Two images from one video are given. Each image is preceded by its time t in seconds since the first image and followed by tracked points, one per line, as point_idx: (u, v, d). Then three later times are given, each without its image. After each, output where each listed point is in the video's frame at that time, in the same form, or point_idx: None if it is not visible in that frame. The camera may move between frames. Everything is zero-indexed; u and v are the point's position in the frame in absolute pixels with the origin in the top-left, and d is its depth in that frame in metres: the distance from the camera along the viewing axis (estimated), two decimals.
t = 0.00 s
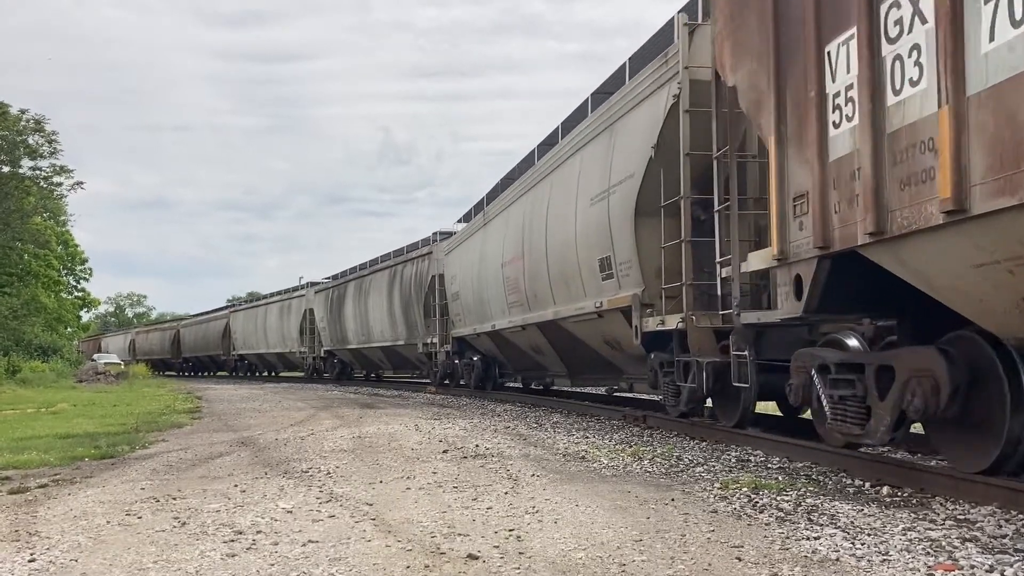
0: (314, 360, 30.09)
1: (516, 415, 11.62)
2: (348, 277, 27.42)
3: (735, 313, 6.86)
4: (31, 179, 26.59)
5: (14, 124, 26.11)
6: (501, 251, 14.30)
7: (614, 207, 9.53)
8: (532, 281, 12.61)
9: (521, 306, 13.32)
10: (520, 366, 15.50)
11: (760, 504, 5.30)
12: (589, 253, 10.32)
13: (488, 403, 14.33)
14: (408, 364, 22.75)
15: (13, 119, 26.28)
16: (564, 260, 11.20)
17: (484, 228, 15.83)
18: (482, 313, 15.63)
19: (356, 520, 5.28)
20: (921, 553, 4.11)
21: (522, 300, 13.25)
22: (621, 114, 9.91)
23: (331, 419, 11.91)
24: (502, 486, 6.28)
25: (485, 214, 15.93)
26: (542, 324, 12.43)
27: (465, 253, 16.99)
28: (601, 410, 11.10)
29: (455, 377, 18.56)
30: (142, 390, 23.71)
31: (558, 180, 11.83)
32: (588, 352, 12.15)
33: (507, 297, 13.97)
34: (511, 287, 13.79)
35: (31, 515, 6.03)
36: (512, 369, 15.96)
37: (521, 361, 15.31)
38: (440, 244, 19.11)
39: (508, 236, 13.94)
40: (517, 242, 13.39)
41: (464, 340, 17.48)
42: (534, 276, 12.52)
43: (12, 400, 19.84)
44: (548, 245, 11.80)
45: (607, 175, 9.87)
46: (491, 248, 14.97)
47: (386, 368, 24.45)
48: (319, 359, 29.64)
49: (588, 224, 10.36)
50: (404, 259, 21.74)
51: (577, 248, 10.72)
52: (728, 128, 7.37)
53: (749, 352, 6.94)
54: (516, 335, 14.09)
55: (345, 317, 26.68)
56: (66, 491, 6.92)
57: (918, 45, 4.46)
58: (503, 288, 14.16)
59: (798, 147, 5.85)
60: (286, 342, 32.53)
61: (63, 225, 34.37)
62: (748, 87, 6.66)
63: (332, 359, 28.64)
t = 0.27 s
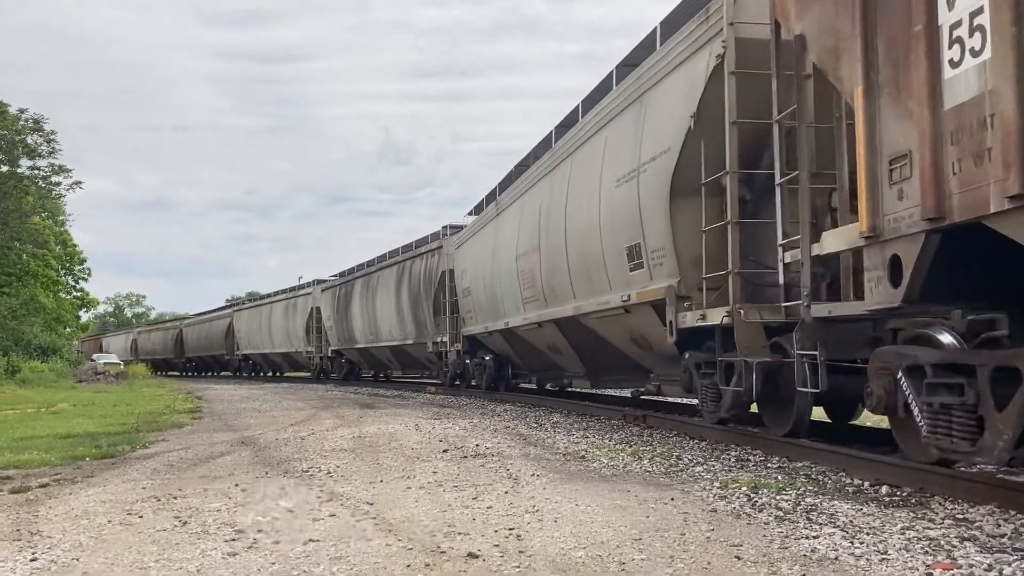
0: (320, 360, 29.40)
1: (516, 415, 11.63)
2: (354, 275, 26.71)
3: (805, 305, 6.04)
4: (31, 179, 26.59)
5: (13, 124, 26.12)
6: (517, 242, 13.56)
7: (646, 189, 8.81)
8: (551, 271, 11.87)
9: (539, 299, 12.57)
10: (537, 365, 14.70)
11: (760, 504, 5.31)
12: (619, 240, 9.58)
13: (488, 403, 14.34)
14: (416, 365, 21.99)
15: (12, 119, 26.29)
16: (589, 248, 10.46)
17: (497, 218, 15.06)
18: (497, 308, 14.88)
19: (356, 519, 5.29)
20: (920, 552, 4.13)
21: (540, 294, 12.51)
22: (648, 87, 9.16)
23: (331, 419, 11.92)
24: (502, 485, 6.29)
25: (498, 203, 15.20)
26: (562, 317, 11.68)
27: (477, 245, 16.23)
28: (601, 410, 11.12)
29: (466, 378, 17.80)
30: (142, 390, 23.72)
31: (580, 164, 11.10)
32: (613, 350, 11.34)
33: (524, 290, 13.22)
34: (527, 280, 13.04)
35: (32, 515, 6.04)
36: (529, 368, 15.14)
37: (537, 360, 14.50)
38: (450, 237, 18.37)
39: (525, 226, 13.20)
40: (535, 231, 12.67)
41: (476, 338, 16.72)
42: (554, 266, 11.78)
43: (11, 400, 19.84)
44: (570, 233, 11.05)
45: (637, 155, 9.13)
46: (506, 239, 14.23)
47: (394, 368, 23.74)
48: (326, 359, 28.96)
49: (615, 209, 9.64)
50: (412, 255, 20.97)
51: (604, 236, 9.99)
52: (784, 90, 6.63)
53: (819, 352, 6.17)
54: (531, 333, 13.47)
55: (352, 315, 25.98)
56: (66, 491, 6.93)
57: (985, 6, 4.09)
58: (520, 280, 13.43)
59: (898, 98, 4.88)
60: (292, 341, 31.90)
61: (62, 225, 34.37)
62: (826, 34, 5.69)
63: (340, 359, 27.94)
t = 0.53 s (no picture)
0: (327, 361, 28.62)
1: (516, 416, 11.62)
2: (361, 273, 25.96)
3: (902, 293, 4.96)
4: (31, 179, 26.58)
5: (14, 124, 26.11)
6: (534, 233, 12.62)
7: (679, 170, 7.77)
8: (571, 264, 10.94)
9: (558, 294, 11.63)
10: (553, 365, 13.89)
11: (760, 505, 5.29)
12: (647, 229, 8.57)
13: (488, 403, 14.34)
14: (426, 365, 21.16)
15: (13, 119, 26.28)
16: (613, 238, 9.47)
17: (512, 208, 14.14)
18: (512, 304, 14.00)
19: (356, 520, 5.28)
20: (922, 553, 4.11)
21: (559, 289, 11.57)
22: (682, 52, 8.08)
23: (331, 419, 11.91)
24: (502, 486, 6.28)
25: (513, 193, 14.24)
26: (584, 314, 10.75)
27: (491, 238, 15.33)
28: (601, 410, 11.12)
29: (478, 379, 17.00)
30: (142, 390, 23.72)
31: (601, 146, 10.08)
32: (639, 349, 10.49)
33: (541, 285, 12.33)
34: (544, 274, 12.11)
35: (31, 515, 6.02)
36: (545, 367, 14.30)
37: (553, 360, 13.69)
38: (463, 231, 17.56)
39: (542, 215, 12.24)
40: (553, 221, 11.71)
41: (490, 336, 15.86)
42: (574, 258, 10.83)
43: (11, 400, 19.82)
44: (592, 221, 10.09)
45: (668, 133, 8.10)
46: (522, 230, 13.32)
47: (403, 368, 22.95)
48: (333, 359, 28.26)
49: (643, 194, 8.62)
50: (423, 250, 20.16)
51: (630, 223, 8.99)
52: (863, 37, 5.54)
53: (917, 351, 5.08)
54: (548, 331, 12.55)
55: (360, 313, 25.18)
56: (65, 491, 6.92)
57: None
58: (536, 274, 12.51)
59: None
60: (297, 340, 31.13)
61: (63, 226, 34.36)
62: None
63: (348, 359, 27.13)
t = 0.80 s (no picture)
0: (337, 360, 27.99)
1: (516, 415, 11.63)
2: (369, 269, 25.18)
3: None
4: (31, 179, 26.58)
5: (14, 124, 26.11)
6: (553, 221, 11.53)
7: (726, 139, 6.65)
8: (595, 253, 9.86)
9: (580, 287, 10.56)
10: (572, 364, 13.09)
11: (760, 504, 5.29)
12: (686, 211, 7.43)
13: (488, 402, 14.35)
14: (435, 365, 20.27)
15: (13, 119, 26.27)
16: (644, 222, 8.36)
17: (527, 196, 13.07)
18: (528, 299, 12.96)
19: (356, 520, 5.28)
20: (921, 553, 4.11)
21: (581, 282, 10.49)
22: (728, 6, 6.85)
23: (331, 419, 11.91)
24: (502, 485, 6.28)
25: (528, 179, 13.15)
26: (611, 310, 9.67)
27: (506, 228, 14.28)
28: (601, 409, 11.12)
29: (490, 380, 16.06)
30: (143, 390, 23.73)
31: (628, 121, 8.95)
32: (670, 346, 9.65)
33: (560, 278, 11.29)
34: (564, 266, 11.04)
35: (31, 515, 6.02)
36: (564, 366, 13.45)
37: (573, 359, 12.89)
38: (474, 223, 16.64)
39: (562, 201, 11.14)
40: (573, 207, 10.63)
41: (506, 335, 14.85)
42: (597, 247, 9.73)
43: (11, 399, 19.81)
44: (619, 205, 8.97)
45: (711, 98, 6.97)
46: (539, 220, 12.26)
47: (412, 367, 21.94)
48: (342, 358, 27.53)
49: (679, 170, 7.50)
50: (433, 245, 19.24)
51: (663, 206, 7.88)
52: None
53: None
54: (568, 328, 11.56)
55: (369, 311, 24.41)
56: (65, 491, 6.92)
57: None
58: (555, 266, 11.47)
59: None
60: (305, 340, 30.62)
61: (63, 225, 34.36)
62: None
63: (357, 359, 26.43)
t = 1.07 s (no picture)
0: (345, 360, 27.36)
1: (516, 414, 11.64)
2: (377, 265, 24.41)
3: None
4: (31, 179, 26.57)
5: (14, 124, 26.09)
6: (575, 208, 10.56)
7: (793, 99, 5.61)
8: (624, 243, 8.89)
9: (605, 279, 9.57)
10: (590, 364, 12.30)
11: (760, 504, 5.31)
12: (737, 189, 6.42)
13: (488, 402, 14.37)
14: (446, 365, 19.40)
15: (13, 119, 26.26)
16: (683, 204, 7.38)
17: (546, 183, 12.13)
18: (546, 293, 12.05)
19: (356, 519, 5.29)
20: (920, 552, 4.12)
21: (608, 274, 9.54)
22: None
23: (331, 418, 11.92)
24: (502, 485, 6.29)
25: (545, 164, 12.22)
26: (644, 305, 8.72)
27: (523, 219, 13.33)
28: (601, 409, 11.14)
29: (503, 380, 15.73)
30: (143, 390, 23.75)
31: (662, 89, 7.95)
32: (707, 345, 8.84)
33: (584, 270, 10.34)
34: (588, 257, 10.10)
35: (32, 514, 6.03)
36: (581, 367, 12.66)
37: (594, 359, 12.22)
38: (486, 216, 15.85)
39: (586, 185, 10.17)
40: (599, 192, 9.67)
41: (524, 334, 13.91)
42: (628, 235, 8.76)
43: (11, 400, 19.81)
44: (653, 186, 7.99)
45: (769, 51, 5.94)
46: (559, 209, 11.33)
47: (421, 367, 21.10)
48: (349, 357, 26.98)
49: (729, 141, 6.49)
50: (444, 238, 18.43)
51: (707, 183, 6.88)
52: None
53: None
54: (590, 324, 10.64)
55: (376, 309, 23.68)
56: (66, 491, 6.93)
57: None
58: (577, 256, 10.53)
59: None
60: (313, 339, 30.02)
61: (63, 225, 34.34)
62: None
63: (365, 358, 25.89)
